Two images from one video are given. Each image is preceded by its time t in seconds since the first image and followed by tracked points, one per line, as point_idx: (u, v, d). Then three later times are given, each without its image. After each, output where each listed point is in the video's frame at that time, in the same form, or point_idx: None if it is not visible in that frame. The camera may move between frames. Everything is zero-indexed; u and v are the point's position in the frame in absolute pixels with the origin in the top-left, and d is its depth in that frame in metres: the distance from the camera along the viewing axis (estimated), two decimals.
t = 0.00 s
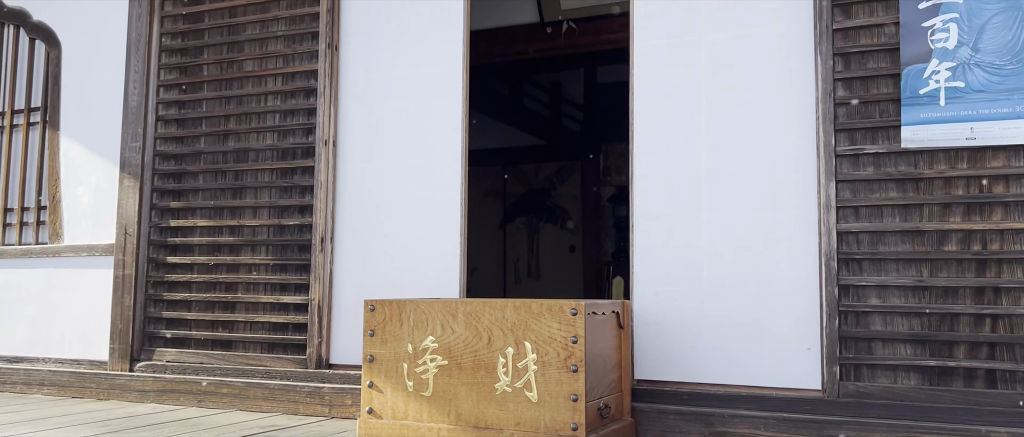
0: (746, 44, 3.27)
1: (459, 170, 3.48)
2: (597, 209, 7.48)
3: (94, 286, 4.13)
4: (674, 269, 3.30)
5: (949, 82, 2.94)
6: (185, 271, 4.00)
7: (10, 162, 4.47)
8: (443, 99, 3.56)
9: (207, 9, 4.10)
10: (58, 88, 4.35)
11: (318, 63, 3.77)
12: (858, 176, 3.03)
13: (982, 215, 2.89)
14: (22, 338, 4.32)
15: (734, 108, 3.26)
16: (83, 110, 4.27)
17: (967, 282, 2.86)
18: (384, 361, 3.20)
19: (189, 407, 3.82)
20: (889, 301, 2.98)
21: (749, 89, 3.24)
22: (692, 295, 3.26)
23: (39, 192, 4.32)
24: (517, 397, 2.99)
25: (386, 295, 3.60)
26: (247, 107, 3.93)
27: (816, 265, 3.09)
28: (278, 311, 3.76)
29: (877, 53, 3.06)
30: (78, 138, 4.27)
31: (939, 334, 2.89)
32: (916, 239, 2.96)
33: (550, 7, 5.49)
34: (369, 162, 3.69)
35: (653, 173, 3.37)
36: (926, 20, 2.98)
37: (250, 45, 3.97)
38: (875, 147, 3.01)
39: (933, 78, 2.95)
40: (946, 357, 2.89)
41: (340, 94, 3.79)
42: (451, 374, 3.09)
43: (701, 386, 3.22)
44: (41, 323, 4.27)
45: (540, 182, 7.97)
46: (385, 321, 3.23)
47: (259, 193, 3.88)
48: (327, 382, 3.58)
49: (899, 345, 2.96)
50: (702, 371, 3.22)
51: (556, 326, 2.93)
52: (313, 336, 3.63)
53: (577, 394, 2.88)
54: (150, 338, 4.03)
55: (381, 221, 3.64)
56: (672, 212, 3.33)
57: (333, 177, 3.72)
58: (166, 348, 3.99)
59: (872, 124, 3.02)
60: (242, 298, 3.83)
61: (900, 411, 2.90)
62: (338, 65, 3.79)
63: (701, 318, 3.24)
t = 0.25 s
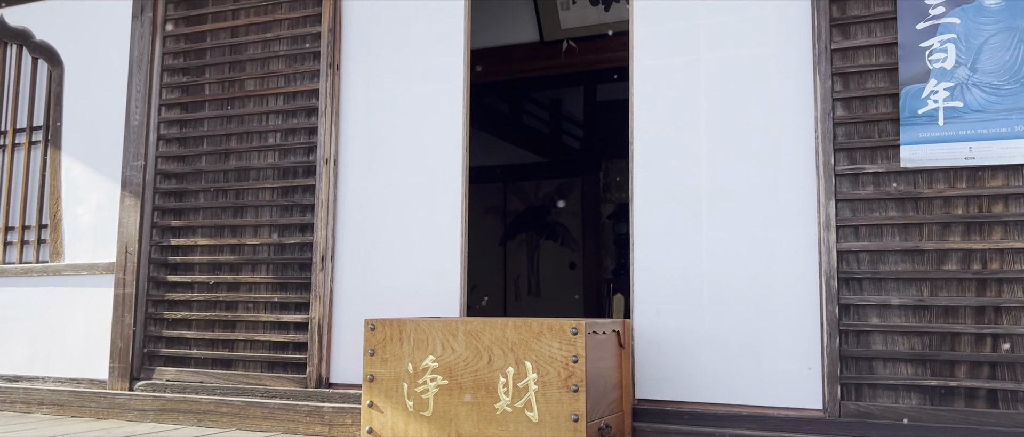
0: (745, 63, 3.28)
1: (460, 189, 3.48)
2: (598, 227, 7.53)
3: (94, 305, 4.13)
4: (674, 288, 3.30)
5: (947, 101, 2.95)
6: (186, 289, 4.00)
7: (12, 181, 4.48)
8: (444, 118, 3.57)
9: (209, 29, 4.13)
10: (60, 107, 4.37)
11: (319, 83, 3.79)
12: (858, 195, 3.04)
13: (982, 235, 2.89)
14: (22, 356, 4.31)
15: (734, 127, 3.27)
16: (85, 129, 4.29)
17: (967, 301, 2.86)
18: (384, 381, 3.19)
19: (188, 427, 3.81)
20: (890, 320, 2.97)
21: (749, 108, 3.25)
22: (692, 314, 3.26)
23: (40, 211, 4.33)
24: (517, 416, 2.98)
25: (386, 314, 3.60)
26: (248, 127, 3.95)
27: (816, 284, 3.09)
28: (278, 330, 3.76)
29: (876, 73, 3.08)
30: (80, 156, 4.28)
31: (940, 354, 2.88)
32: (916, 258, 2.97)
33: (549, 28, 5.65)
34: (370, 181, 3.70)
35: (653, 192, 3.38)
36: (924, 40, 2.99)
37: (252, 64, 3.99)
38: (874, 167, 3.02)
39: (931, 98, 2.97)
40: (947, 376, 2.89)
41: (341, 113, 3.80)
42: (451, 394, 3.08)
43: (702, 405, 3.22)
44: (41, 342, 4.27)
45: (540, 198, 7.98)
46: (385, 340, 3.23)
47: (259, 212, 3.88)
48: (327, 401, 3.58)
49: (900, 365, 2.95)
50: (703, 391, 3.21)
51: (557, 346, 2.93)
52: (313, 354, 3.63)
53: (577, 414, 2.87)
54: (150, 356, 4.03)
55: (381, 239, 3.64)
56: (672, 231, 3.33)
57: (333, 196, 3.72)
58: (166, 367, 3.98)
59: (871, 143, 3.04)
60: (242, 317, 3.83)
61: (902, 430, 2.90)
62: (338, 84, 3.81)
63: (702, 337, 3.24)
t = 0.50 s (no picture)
0: (745, 79, 3.28)
1: (460, 205, 3.49)
2: (597, 241, 7.54)
3: (95, 320, 4.13)
4: (674, 304, 3.30)
5: (946, 118, 2.95)
6: (186, 305, 4.00)
7: (13, 196, 4.49)
8: (445, 134, 3.58)
9: (211, 45, 4.14)
10: (61, 123, 4.38)
11: (320, 99, 3.80)
12: (858, 211, 3.05)
13: (981, 251, 2.90)
14: (22, 372, 4.30)
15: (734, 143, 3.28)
16: (87, 145, 4.30)
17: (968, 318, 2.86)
18: (384, 397, 3.19)
19: None
20: (890, 336, 2.97)
21: (749, 124, 3.26)
22: (693, 330, 3.26)
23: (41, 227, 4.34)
24: (517, 434, 2.96)
25: (386, 330, 3.60)
26: (249, 143, 3.96)
27: (817, 300, 3.09)
28: (278, 346, 3.76)
29: (875, 89, 3.09)
30: (82, 172, 4.29)
31: (941, 370, 2.88)
32: (916, 274, 2.97)
33: (549, 43, 5.65)
34: (370, 197, 3.70)
35: (654, 208, 3.38)
36: (922, 57, 3.00)
37: (253, 80, 4.01)
38: (874, 183, 3.03)
39: (930, 114, 2.97)
40: (948, 393, 2.88)
41: (342, 129, 3.81)
42: (451, 411, 3.07)
43: (703, 422, 3.20)
44: (41, 358, 4.26)
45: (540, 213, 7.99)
46: (385, 357, 3.23)
47: (260, 228, 3.89)
48: (327, 418, 3.57)
49: (901, 381, 2.95)
50: (703, 407, 3.20)
51: (557, 362, 2.93)
52: (313, 370, 3.62)
53: (578, 431, 2.86)
54: (149, 372, 4.02)
55: (382, 255, 3.64)
56: (672, 247, 3.33)
57: (334, 212, 3.73)
58: (166, 383, 3.97)
59: (870, 160, 3.04)
60: (243, 333, 3.83)
61: None
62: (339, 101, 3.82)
63: (702, 353, 3.23)
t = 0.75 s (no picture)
0: (744, 96, 3.29)
1: (460, 221, 3.49)
2: (597, 256, 7.52)
3: (95, 337, 4.12)
4: (675, 320, 3.30)
5: (945, 135, 2.96)
6: (186, 321, 3.99)
7: (14, 213, 4.49)
8: (445, 150, 3.59)
9: (212, 62, 4.16)
10: (63, 139, 4.39)
11: (321, 116, 3.82)
12: (858, 228, 3.05)
13: (982, 268, 2.90)
14: (21, 389, 4.30)
15: (733, 159, 3.28)
16: (88, 161, 4.31)
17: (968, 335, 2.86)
18: (384, 415, 3.18)
19: None
20: (891, 353, 2.97)
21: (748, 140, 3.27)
22: (694, 347, 3.25)
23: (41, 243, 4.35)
24: None
25: (386, 346, 3.60)
26: (250, 159, 3.97)
27: (818, 316, 3.08)
28: (278, 362, 3.76)
29: (874, 107, 3.10)
30: (83, 188, 4.30)
31: (942, 387, 2.88)
32: (916, 291, 2.96)
33: (549, 58, 5.73)
34: (371, 213, 3.71)
35: (654, 225, 3.38)
36: (921, 74, 3.01)
37: (255, 97, 4.03)
38: (873, 200, 3.04)
39: (929, 131, 2.98)
40: (950, 410, 2.87)
41: (343, 145, 3.82)
42: (451, 428, 3.06)
43: None
44: (41, 374, 4.25)
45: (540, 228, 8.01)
46: (385, 373, 3.22)
47: (261, 244, 3.90)
48: (327, 435, 3.55)
49: (902, 398, 2.94)
50: (704, 424, 3.19)
51: (558, 379, 2.92)
52: (313, 387, 3.62)
53: None
54: (149, 389, 4.01)
55: (382, 271, 3.64)
56: (673, 263, 3.33)
57: (334, 228, 3.73)
58: (165, 400, 3.96)
59: (870, 177, 3.05)
60: (243, 350, 3.82)
61: None
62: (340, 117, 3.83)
63: (703, 370, 3.22)
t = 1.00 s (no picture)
0: (744, 113, 3.30)
1: (461, 237, 3.50)
2: (598, 270, 7.57)
3: (95, 353, 4.12)
4: (675, 337, 3.30)
5: (944, 152, 2.96)
6: (187, 338, 4.00)
7: (15, 229, 4.50)
8: (446, 167, 3.60)
9: (214, 79, 4.18)
10: (64, 155, 4.40)
11: (322, 132, 3.83)
12: (858, 245, 3.05)
13: (981, 285, 2.90)
14: (21, 406, 4.29)
15: (733, 176, 3.29)
16: (89, 178, 4.32)
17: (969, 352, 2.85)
18: (384, 432, 3.18)
19: None
20: (891, 370, 2.96)
21: (748, 157, 3.27)
22: (694, 364, 3.25)
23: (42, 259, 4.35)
24: None
25: (386, 363, 3.60)
26: (251, 176, 3.98)
27: (818, 333, 3.08)
28: (278, 379, 3.76)
29: (873, 124, 3.12)
30: (84, 205, 4.31)
31: (943, 404, 2.87)
32: (917, 308, 2.96)
33: (549, 75, 5.75)
34: (371, 229, 3.72)
35: (654, 241, 3.39)
36: (919, 92, 3.02)
37: (256, 114, 4.04)
38: (873, 217, 3.04)
39: (927, 148, 2.98)
40: (951, 427, 2.86)
41: (343, 162, 3.83)
42: None
43: None
44: (40, 391, 4.24)
45: (540, 243, 8.06)
46: (385, 391, 3.22)
47: (261, 260, 3.90)
48: None
49: (903, 415, 2.93)
50: None
51: (559, 397, 2.91)
52: (313, 404, 3.61)
53: None
54: (148, 406, 4.00)
55: (383, 287, 3.65)
56: (673, 280, 3.33)
57: (335, 245, 3.74)
58: (165, 416, 3.95)
59: (869, 194, 3.06)
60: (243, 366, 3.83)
61: None
62: (341, 134, 3.84)
63: (704, 387, 3.22)
